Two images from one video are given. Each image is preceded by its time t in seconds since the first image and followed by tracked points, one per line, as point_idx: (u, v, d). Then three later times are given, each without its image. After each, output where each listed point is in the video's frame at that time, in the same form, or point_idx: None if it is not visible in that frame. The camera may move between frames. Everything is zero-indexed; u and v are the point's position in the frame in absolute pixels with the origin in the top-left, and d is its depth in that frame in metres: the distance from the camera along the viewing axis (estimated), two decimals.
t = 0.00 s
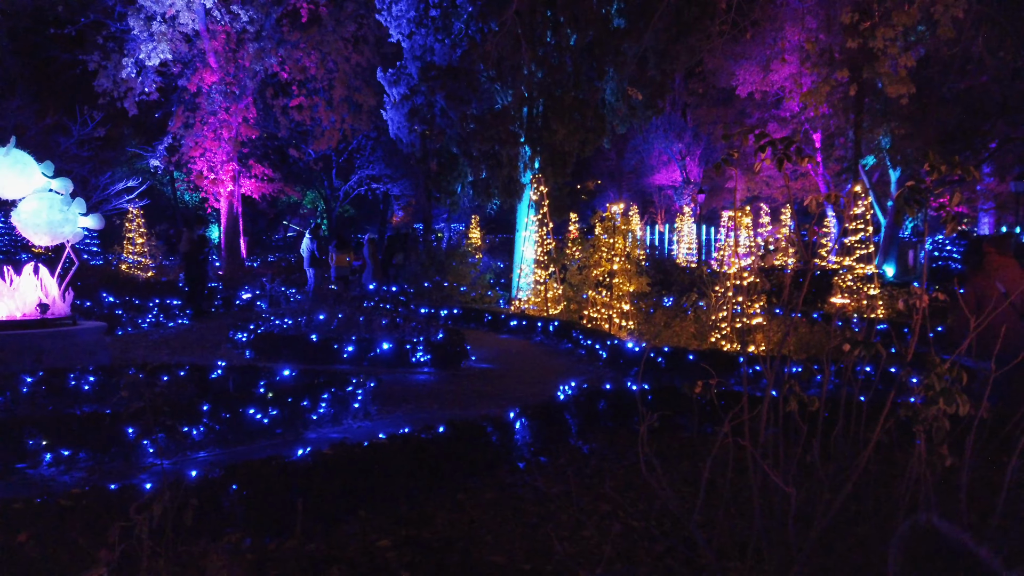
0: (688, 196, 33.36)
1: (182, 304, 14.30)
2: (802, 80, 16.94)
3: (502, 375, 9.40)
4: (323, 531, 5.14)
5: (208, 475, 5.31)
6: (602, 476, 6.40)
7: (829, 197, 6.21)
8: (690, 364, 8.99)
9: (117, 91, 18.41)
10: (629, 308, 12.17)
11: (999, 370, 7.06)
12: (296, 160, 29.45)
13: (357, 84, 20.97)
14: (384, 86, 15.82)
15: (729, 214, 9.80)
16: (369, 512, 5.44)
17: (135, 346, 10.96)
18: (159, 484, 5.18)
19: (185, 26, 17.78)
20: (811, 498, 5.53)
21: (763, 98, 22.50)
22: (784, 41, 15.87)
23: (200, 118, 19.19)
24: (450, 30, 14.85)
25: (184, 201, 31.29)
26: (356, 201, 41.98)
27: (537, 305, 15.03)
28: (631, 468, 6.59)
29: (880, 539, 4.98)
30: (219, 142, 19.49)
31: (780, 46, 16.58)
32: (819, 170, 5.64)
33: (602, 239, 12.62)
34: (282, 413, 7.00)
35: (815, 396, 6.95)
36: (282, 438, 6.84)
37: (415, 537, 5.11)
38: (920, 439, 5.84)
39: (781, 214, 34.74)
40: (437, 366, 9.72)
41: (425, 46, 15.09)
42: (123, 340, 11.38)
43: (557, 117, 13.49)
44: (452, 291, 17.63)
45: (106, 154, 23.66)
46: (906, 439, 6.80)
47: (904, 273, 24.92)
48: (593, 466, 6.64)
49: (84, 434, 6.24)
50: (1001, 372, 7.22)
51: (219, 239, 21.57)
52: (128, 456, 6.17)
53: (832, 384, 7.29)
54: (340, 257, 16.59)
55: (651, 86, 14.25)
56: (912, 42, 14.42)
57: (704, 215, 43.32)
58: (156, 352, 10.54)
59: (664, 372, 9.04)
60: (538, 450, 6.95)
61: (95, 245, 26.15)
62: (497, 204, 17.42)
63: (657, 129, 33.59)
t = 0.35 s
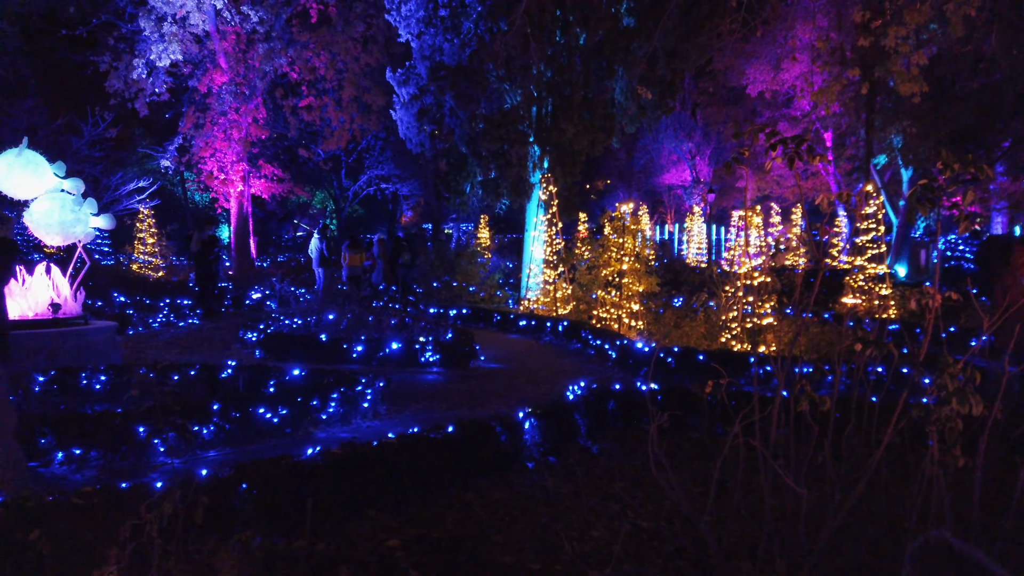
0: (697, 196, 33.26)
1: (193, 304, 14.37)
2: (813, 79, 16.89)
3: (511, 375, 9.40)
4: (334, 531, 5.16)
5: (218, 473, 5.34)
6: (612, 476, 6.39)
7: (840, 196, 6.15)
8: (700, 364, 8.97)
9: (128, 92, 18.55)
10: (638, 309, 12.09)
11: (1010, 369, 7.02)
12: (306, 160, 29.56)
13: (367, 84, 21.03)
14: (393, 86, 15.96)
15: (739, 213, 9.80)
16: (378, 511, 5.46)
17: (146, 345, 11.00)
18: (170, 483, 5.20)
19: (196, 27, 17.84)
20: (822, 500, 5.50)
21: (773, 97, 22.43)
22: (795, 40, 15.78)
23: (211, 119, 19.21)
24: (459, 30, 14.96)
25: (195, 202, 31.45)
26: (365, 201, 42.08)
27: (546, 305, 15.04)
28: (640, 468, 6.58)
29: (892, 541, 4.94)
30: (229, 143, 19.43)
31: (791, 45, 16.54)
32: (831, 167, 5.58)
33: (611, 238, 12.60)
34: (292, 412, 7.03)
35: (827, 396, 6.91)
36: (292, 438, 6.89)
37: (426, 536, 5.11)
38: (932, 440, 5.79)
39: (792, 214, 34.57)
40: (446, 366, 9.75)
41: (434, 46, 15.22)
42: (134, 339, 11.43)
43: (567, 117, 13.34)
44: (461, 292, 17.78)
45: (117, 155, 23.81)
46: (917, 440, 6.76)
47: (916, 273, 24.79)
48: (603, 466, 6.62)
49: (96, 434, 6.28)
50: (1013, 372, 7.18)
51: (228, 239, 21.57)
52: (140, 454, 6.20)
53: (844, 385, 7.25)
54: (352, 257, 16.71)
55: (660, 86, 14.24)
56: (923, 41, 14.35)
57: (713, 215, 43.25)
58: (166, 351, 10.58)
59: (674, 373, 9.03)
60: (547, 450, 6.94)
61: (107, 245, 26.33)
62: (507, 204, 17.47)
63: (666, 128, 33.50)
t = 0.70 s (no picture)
0: (704, 196, 33.23)
1: (201, 304, 14.44)
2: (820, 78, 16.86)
3: (517, 375, 9.44)
4: (341, 530, 5.19)
5: (227, 472, 5.38)
6: (618, 477, 6.40)
7: (847, 197, 6.13)
8: (707, 364, 8.98)
9: (137, 93, 18.61)
10: (645, 309, 12.23)
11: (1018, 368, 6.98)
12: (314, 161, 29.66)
13: (373, 85, 21.09)
14: (400, 87, 15.89)
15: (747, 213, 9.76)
16: (384, 510, 5.51)
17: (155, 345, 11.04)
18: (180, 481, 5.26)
19: (204, 28, 17.86)
20: (825, 500, 5.52)
21: (780, 97, 22.43)
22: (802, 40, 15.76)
23: (220, 120, 19.21)
24: (465, 31, 14.97)
25: (204, 202, 31.60)
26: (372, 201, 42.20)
27: (553, 305, 15.05)
28: (646, 468, 6.60)
29: (899, 542, 4.94)
30: (237, 144, 19.47)
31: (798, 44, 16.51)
32: (837, 168, 5.56)
33: (618, 239, 12.56)
34: (300, 411, 7.08)
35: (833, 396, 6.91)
36: (300, 437, 6.95)
37: (432, 536, 5.14)
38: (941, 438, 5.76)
39: (799, 213, 34.48)
40: (452, 366, 9.79)
41: (441, 47, 15.31)
42: (143, 339, 11.49)
43: (572, 118, 13.69)
44: (468, 291, 17.87)
45: (126, 156, 23.95)
46: (924, 442, 6.75)
47: (924, 274, 24.70)
48: (609, 466, 6.65)
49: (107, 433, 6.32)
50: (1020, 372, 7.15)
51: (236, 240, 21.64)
52: (149, 453, 6.24)
53: (850, 385, 7.25)
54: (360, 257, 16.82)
55: (667, 86, 14.22)
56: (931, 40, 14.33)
57: (721, 216, 43.22)
58: (175, 351, 10.65)
59: (681, 372, 9.04)
60: (553, 449, 6.97)
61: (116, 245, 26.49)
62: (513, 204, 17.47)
63: (673, 128, 33.46)
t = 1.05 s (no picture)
0: (711, 195, 33.12)
1: (209, 304, 14.49)
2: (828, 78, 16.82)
3: (524, 375, 9.45)
4: (349, 531, 5.19)
5: (235, 472, 5.40)
6: (626, 478, 6.39)
7: (856, 198, 6.08)
8: (714, 365, 8.96)
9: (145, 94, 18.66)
10: (652, 309, 12.15)
11: None
12: (321, 161, 29.72)
13: (381, 85, 21.13)
14: (407, 87, 15.87)
15: (754, 213, 9.73)
16: (391, 511, 5.54)
17: (163, 345, 11.08)
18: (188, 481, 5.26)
19: (212, 29, 17.89)
20: (833, 501, 5.51)
21: (788, 96, 22.39)
22: (810, 39, 15.71)
23: (227, 121, 19.38)
24: (473, 31, 15.03)
25: (212, 203, 31.71)
26: (379, 201, 42.28)
27: (560, 305, 15.04)
28: (653, 469, 6.60)
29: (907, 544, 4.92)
30: (245, 144, 19.62)
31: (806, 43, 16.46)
32: (847, 168, 5.49)
33: (625, 239, 12.55)
34: (307, 411, 7.10)
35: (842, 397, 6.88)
36: (307, 437, 6.96)
37: (440, 536, 5.15)
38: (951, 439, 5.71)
39: (807, 213, 34.35)
40: (460, 366, 9.81)
41: (448, 47, 15.22)
42: (151, 339, 11.53)
43: (581, 117, 13.64)
44: (475, 291, 17.89)
45: (134, 156, 24.06)
46: (932, 443, 6.72)
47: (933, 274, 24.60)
48: (616, 466, 6.66)
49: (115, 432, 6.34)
50: None
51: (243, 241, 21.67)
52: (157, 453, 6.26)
53: (858, 386, 7.22)
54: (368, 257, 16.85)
55: (674, 86, 14.20)
56: (940, 40, 14.27)
57: (728, 216, 43.14)
58: (183, 351, 10.68)
59: (689, 372, 9.04)
60: (560, 449, 6.96)
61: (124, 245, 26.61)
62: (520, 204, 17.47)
63: (681, 128, 33.39)
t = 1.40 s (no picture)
0: (723, 195, 33.05)
1: (222, 304, 14.57)
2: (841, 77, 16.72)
3: (535, 375, 9.45)
4: (362, 530, 5.18)
5: (247, 472, 5.41)
6: (639, 480, 6.36)
7: (870, 197, 6.03)
8: (726, 365, 8.95)
9: (159, 96, 18.83)
10: (664, 309, 12.22)
11: None
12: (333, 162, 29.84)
13: (392, 86, 21.18)
14: (418, 88, 15.88)
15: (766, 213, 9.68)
16: (404, 510, 5.52)
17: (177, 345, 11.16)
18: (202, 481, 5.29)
19: (225, 31, 17.99)
20: (849, 503, 5.46)
21: (801, 95, 22.30)
22: (822, 38, 15.63)
23: (240, 122, 19.65)
24: (484, 31, 15.02)
25: (225, 204, 31.90)
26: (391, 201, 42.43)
27: (571, 305, 15.02)
28: (666, 470, 6.57)
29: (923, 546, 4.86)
30: (258, 145, 19.83)
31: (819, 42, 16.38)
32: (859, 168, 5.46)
33: (636, 239, 12.52)
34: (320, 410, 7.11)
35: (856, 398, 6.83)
36: (320, 436, 7.00)
37: (451, 536, 5.13)
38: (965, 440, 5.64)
39: (820, 212, 34.20)
40: (471, 366, 9.81)
41: (460, 48, 15.24)
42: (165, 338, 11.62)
43: (591, 119, 13.84)
44: (486, 291, 17.90)
45: (148, 158, 24.29)
46: (948, 445, 6.64)
47: (947, 273, 24.47)
48: (628, 467, 6.63)
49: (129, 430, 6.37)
50: None
51: (256, 241, 21.79)
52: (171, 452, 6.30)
53: (873, 387, 7.16)
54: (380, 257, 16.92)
55: (686, 85, 14.15)
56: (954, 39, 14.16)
57: (739, 215, 43.01)
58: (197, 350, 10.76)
59: (701, 373, 9.02)
60: (572, 450, 6.93)
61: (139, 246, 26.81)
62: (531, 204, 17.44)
63: (692, 128, 33.31)
